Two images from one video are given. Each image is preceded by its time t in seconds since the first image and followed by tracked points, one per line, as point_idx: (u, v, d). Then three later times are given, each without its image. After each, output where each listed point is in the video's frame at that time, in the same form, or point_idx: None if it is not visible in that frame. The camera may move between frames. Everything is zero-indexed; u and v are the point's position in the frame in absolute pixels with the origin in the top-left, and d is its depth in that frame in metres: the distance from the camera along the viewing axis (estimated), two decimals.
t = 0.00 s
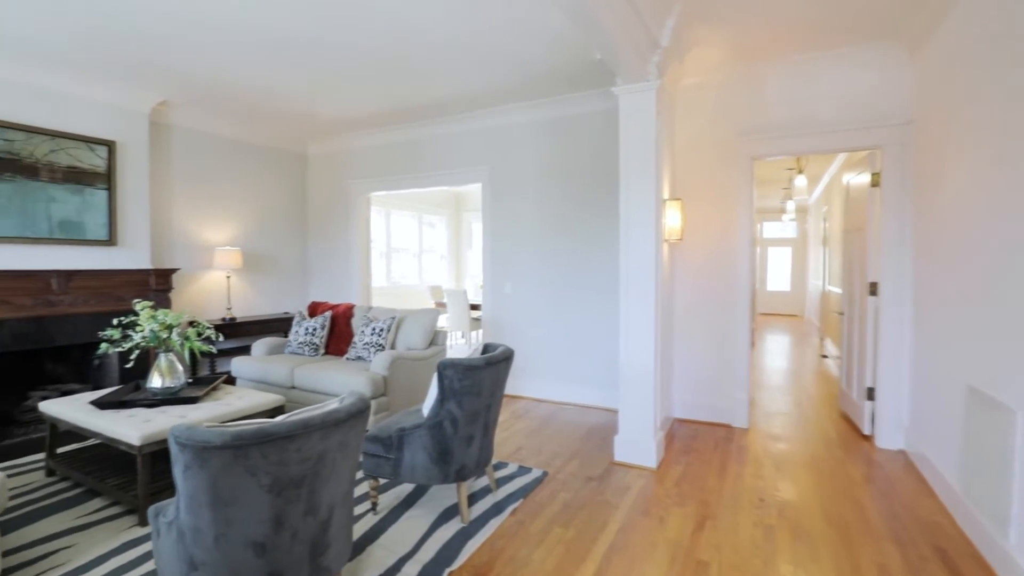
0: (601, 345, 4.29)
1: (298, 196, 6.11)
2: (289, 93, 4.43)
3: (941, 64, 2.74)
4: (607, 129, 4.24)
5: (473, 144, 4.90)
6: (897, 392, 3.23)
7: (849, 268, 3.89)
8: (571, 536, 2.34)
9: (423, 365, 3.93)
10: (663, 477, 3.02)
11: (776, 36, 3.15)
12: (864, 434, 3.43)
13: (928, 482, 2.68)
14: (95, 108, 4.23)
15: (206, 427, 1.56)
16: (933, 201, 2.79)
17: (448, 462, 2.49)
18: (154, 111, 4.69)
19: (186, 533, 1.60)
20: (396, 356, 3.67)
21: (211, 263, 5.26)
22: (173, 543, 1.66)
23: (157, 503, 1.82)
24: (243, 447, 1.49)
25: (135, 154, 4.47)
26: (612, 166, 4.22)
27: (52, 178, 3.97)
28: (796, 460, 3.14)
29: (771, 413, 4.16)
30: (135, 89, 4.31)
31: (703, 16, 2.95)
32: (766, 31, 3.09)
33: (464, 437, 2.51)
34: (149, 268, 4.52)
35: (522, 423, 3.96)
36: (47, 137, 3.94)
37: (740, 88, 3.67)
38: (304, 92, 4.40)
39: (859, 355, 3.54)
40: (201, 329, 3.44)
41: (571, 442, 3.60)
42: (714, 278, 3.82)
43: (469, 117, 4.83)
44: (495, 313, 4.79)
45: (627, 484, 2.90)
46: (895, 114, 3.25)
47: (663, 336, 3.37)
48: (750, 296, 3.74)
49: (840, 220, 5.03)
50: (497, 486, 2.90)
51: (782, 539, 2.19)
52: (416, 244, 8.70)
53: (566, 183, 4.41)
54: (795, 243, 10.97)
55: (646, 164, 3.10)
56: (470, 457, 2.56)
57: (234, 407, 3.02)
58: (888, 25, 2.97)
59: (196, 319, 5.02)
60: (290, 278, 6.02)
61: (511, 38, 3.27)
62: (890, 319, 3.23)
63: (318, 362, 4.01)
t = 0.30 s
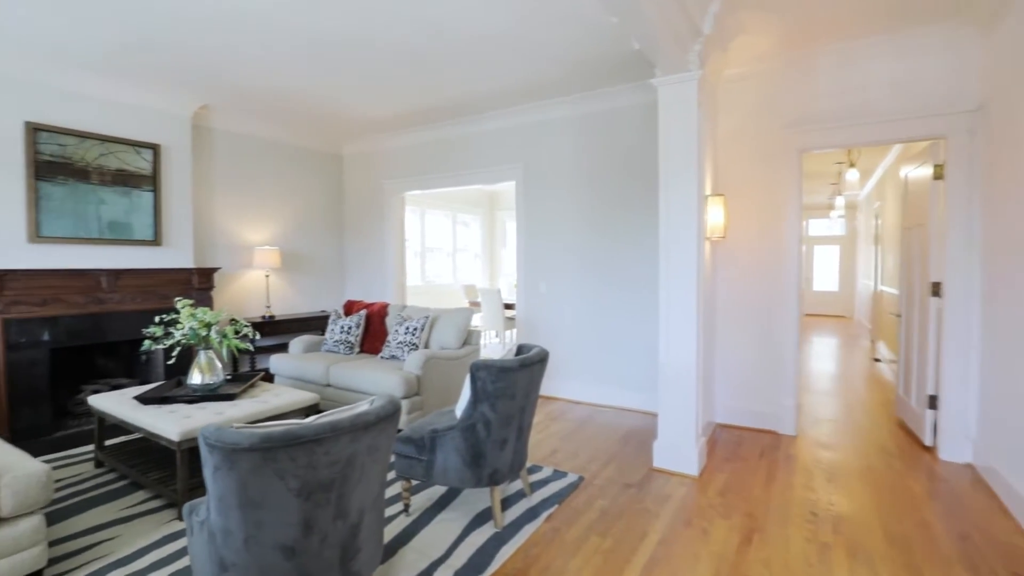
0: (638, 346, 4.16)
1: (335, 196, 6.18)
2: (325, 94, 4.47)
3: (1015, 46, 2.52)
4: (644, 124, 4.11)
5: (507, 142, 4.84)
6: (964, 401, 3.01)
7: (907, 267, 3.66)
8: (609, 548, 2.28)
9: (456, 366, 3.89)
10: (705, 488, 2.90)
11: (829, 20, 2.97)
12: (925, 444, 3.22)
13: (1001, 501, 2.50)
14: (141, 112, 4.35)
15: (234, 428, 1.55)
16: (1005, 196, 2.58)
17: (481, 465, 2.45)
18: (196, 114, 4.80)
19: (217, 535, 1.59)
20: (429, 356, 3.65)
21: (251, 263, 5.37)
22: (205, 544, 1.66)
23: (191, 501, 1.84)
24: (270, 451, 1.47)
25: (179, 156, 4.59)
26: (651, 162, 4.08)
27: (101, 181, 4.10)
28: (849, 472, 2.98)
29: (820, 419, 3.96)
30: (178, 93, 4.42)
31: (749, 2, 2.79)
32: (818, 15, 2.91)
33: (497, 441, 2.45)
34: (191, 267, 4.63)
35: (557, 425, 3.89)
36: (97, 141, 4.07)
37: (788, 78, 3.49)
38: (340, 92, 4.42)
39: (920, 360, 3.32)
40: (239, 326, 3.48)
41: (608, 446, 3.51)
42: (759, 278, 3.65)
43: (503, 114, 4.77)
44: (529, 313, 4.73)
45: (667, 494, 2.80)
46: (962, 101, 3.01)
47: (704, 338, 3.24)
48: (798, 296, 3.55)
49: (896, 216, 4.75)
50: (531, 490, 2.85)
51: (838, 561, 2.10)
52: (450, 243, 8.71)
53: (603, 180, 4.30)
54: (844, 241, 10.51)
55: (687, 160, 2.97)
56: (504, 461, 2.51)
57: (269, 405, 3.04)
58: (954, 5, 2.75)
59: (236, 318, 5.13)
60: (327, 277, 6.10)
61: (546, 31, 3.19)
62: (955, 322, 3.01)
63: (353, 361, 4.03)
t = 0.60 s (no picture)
0: (678, 348, 4.02)
1: (370, 196, 6.23)
2: (361, 95, 4.48)
3: None
4: (684, 117, 3.96)
5: (542, 139, 4.76)
6: None
7: (973, 266, 3.40)
8: (649, 560, 2.18)
9: (490, 367, 3.84)
10: (751, 499, 2.75)
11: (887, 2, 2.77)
12: (995, 458, 2.98)
13: None
14: (184, 116, 4.46)
15: (265, 430, 1.52)
16: None
17: (515, 470, 2.38)
18: (236, 117, 4.90)
19: (248, 537, 1.57)
20: (462, 357, 3.60)
21: (289, 262, 5.45)
22: (237, 547, 1.64)
23: (225, 500, 1.84)
24: (299, 454, 1.44)
25: (220, 158, 4.69)
26: (691, 157, 3.93)
27: (147, 184, 4.23)
28: (910, 487, 2.78)
29: (875, 428, 3.73)
30: (219, 97, 4.51)
31: None
32: None
33: (531, 445, 2.38)
34: (232, 267, 4.73)
35: (593, 429, 3.79)
36: (142, 144, 4.19)
37: (840, 65, 3.29)
38: (374, 92, 4.43)
39: (989, 367, 3.07)
40: (275, 325, 3.52)
41: (646, 452, 3.40)
42: (808, 278, 3.46)
43: (537, 111, 4.70)
44: (564, 314, 4.63)
45: (710, 505, 2.67)
46: None
47: (749, 340, 3.09)
48: (851, 297, 3.35)
49: (958, 212, 4.44)
50: (566, 496, 2.76)
51: None
52: (485, 242, 8.68)
53: (641, 177, 4.17)
54: (898, 239, 10.00)
55: (731, 154, 2.83)
56: (539, 466, 2.43)
57: (304, 404, 3.05)
58: None
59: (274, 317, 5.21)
60: (363, 276, 6.14)
61: (582, 24, 3.10)
62: None
63: (387, 361, 4.02)
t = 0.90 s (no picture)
0: (719, 351, 3.86)
1: (404, 197, 6.25)
2: (394, 95, 4.48)
3: None
4: (725, 111, 3.81)
5: (576, 137, 4.67)
6: None
7: None
8: None
9: (523, 369, 3.76)
10: (801, 513, 2.59)
11: None
12: None
13: None
14: (224, 120, 4.55)
15: (296, 434, 1.49)
16: None
17: (549, 478, 2.30)
18: (272, 119, 4.98)
19: (279, 542, 1.54)
20: (495, 359, 3.54)
21: (324, 263, 5.50)
22: (268, 551, 1.61)
23: (258, 502, 1.82)
24: (330, 460, 1.39)
25: (258, 161, 4.77)
26: (733, 153, 3.77)
27: (187, 186, 4.32)
28: (977, 505, 2.57)
29: (936, 439, 3.49)
30: (256, 100, 4.58)
31: None
32: None
33: (566, 452, 2.29)
34: (268, 268, 4.79)
35: (629, 435, 3.68)
36: (183, 148, 4.28)
37: (896, 53, 3.09)
38: (408, 92, 4.42)
39: None
40: (309, 326, 3.53)
41: (686, 460, 3.26)
42: (861, 278, 3.27)
43: (572, 108, 4.61)
44: (600, 315, 4.52)
45: (755, 519, 2.53)
46: None
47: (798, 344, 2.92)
48: (909, 298, 3.14)
49: None
50: (603, 505, 2.65)
51: None
52: (518, 243, 8.62)
53: (680, 174, 4.03)
54: (957, 237, 9.47)
55: (779, 148, 2.68)
56: (574, 474, 2.34)
57: (337, 405, 3.04)
58: None
59: (310, 318, 5.26)
60: (397, 277, 6.16)
61: (618, 16, 3.00)
62: None
63: (420, 362, 3.99)
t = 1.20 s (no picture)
0: (760, 357, 3.71)
1: (435, 200, 6.24)
2: (426, 96, 4.46)
3: None
4: (767, 106, 3.66)
5: (610, 137, 4.57)
6: None
7: None
8: None
9: (556, 374, 3.68)
10: (852, 530, 2.44)
11: None
12: None
13: None
14: (260, 124, 4.61)
15: (328, 440, 1.44)
16: None
17: (585, 488, 2.21)
18: (306, 123, 5.03)
19: (311, 551, 1.50)
20: (527, 364, 3.47)
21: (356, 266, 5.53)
22: (299, 559, 1.58)
23: (290, 507, 1.79)
24: (363, 468, 1.34)
25: (292, 164, 4.82)
26: (775, 150, 3.63)
27: (223, 190, 4.39)
28: None
29: (999, 453, 3.26)
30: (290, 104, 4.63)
31: None
32: None
33: (603, 462, 2.21)
34: (301, 271, 4.83)
35: (666, 443, 3.56)
36: (219, 152, 4.35)
37: (956, 41, 2.92)
38: (440, 94, 4.39)
39: None
40: (341, 328, 3.52)
41: (726, 470, 3.13)
42: (916, 280, 3.09)
43: (606, 106, 4.51)
44: (634, 319, 4.41)
45: (803, 536, 2.39)
46: None
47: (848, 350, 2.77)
48: (970, 301, 2.94)
49: None
50: (640, 517, 2.55)
51: None
52: (548, 245, 8.53)
53: (719, 172, 3.89)
54: (1015, 237, 8.98)
55: (828, 143, 2.54)
56: (611, 484, 2.25)
57: (369, 409, 3.02)
58: None
59: (342, 320, 5.29)
60: (428, 280, 6.15)
61: (656, 10, 2.90)
62: None
63: (451, 366, 3.95)
